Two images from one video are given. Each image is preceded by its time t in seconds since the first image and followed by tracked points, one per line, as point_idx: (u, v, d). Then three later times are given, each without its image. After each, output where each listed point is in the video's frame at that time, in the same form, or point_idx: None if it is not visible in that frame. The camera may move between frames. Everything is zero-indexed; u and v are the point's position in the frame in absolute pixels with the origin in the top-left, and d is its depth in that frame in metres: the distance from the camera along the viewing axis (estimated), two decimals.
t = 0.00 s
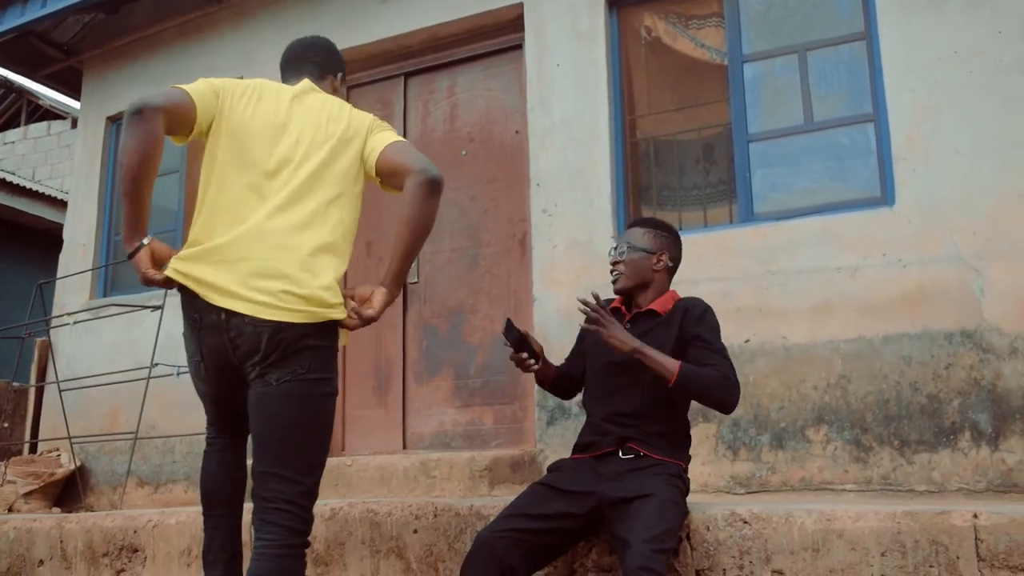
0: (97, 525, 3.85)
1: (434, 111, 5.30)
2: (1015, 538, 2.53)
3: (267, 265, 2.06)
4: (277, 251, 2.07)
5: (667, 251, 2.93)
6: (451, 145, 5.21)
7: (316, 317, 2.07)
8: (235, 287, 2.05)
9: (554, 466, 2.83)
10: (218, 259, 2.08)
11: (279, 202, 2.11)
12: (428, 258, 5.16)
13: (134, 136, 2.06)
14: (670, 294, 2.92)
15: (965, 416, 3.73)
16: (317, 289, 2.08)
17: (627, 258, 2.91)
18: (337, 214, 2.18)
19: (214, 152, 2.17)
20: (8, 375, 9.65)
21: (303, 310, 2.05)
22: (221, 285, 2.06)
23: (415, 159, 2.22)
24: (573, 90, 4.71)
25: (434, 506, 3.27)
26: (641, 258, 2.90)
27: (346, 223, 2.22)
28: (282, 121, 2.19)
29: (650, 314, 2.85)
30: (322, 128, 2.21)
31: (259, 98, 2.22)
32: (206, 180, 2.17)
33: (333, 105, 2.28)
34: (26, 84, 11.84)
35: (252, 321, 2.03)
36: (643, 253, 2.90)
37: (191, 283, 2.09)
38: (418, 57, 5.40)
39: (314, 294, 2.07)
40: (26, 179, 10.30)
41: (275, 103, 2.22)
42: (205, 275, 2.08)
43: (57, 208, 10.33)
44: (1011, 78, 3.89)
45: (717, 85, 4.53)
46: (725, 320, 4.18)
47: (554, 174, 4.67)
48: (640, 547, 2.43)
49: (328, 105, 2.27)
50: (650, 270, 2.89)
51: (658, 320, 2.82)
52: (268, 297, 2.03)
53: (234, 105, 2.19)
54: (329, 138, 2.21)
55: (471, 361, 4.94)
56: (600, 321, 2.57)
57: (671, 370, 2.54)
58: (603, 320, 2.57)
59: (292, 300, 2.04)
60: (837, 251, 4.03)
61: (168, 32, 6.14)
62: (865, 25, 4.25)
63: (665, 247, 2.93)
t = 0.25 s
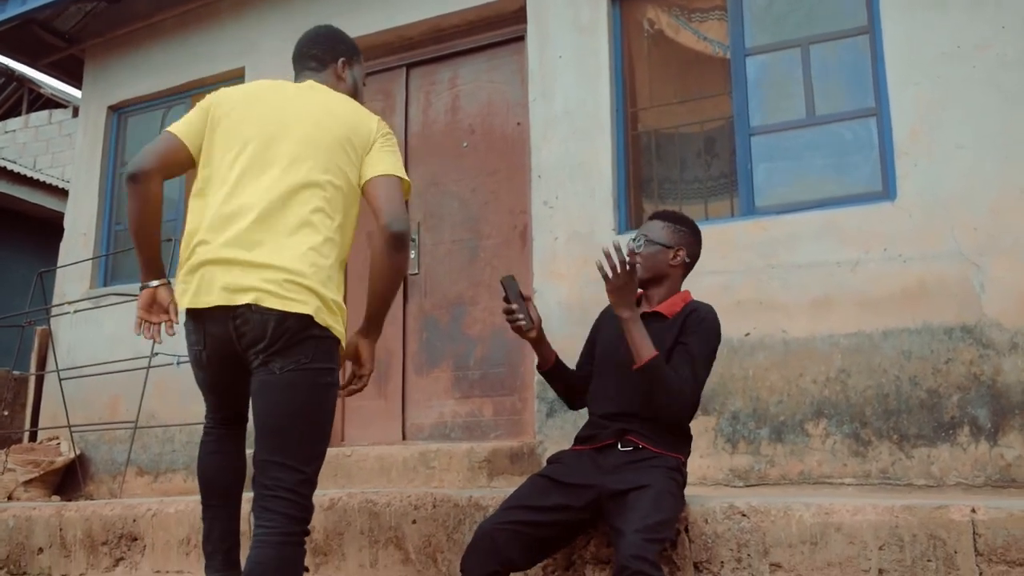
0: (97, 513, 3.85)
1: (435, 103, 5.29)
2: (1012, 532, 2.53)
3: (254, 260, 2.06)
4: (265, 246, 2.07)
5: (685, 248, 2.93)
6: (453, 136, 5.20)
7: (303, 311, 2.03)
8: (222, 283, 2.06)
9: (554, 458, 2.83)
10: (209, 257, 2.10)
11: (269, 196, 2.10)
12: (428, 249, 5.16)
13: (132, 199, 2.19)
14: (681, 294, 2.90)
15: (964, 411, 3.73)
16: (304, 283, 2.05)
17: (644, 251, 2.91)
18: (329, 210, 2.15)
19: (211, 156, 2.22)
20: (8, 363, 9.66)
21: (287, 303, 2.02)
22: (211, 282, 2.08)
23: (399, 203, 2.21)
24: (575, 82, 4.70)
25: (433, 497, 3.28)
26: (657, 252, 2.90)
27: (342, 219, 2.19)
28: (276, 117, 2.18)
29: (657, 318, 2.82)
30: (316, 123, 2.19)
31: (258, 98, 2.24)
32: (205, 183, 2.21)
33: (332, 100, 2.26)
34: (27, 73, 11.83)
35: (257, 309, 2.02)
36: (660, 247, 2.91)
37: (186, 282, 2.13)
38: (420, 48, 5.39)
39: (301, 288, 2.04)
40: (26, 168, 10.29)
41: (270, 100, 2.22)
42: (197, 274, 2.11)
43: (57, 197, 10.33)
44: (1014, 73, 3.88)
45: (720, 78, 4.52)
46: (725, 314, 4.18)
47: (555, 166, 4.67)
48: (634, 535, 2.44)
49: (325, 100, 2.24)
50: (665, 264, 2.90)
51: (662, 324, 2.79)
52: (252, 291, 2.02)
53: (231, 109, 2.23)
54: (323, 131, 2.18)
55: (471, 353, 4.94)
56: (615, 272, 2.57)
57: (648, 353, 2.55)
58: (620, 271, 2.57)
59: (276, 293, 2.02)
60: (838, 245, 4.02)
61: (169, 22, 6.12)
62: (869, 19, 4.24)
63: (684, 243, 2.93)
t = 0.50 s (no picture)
0: (97, 507, 3.86)
1: (437, 98, 5.28)
2: (1012, 532, 2.53)
3: (253, 251, 2.06)
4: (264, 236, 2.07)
5: (679, 255, 2.91)
6: (454, 131, 5.19)
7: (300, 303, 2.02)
8: (221, 273, 2.06)
9: (554, 454, 2.82)
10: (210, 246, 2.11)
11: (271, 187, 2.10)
12: (429, 245, 5.15)
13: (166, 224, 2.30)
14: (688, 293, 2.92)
15: (964, 409, 3.73)
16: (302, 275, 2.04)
17: (638, 265, 2.91)
18: (331, 202, 2.14)
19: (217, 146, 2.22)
20: (8, 356, 9.67)
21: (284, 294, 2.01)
22: (210, 271, 2.08)
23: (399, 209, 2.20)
24: (577, 78, 4.69)
25: (433, 493, 3.28)
26: (652, 266, 2.90)
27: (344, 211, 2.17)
28: (281, 108, 2.18)
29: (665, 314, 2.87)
30: (321, 115, 2.17)
31: (265, 87, 2.23)
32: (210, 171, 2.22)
33: (339, 91, 2.24)
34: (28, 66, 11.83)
35: (258, 300, 2.02)
36: (654, 261, 2.89)
37: (188, 271, 2.14)
38: (422, 43, 5.37)
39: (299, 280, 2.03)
40: (27, 161, 10.28)
41: (277, 91, 2.21)
42: (198, 262, 2.11)
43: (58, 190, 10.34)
44: (1017, 71, 3.87)
45: (722, 74, 4.51)
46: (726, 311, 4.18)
47: (557, 162, 4.66)
48: (634, 533, 2.44)
49: (332, 91, 2.23)
50: (661, 277, 2.90)
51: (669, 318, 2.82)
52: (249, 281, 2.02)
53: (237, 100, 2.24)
54: (327, 123, 2.17)
55: (471, 348, 4.94)
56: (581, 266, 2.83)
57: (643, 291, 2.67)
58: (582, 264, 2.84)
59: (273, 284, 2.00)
60: (840, 242, 4.02)
61: (171, 15, 6.11)
62: (872, 15, 4.22)
63: (678, 252, 2.91)
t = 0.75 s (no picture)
0: (91, 514, 3.85)
1: (434, 105, 5.29)
2: (1008, 542, 2.54)
3: (250, 264, 2.06)
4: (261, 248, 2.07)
5: (682, 263, 2.91)
6: (451, 138, 5.19)
7: (298, 315, 2.02)
8: (219, 286, 2.07)
9: (549, 462, 2.82)
10: (207, 260, 2.11)
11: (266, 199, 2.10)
12: (426, 251, 5.15)
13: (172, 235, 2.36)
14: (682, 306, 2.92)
15: (960, 418, 3.73)
16: (298, 287, 2.03)
17: (643, 272, 2.86)
18: (327, 210, 2.13)
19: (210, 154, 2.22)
20: (3, 361, 9.65)
21: (281, 306, 2.00)
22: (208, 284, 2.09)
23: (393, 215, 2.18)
24: (575, 85, 4.70)
25: (428, 501, 3.27)
26: (656, 273, 2.86)
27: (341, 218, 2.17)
28: (274, 116, 2.17)
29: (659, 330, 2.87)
30: (315, 121, 2.16)
31: (258, 94, 2.22)
32: (205, 181, 2.22)
33: (333, 95, 2.23)
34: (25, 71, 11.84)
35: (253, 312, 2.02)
36: (659, 266, 2.87)
37: (187, 283, 2.15)
38: (419, 50, 5.38)
39: (295, 291, 2.03)
40: (23, 166, 10.28)
41: (269, 98, 2.20)
42: (196, 275, 2.12)
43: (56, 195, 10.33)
44: (1014, 80, 3.88)
45: (719, 82, 4.52)
46: (723, 319, 4.18)
47: (554, 169, 4.66)
48: (630, 543, 2.43)
49: (325, 96, 2.21)
50: (665, 284, 2.87)
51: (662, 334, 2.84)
52: (246, 295, 2.02)
53: (230, 108, 2.23)
54: (321, 130, 2.16)
55: (468, 356, 4.93)
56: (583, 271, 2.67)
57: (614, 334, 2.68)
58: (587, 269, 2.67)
59: (269, 297, 2.00)
60: (836, 250, 4.02)
61: (169, 21, 6.12)
62: (869, 24, 4.23)
63: (681, 260, 2.91)
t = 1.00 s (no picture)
0: (82, 537, 3.82)
1: (429, 127, 5.31)
2: (1002, 565, 2.54)
3: (243, 288, 2.06)
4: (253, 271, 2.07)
5: (672, 278, 2.94)
6: (446, 161, 5.21)
7: (290, 338, 2.01)
8: (212, 310, 2.07)
9: (542, 485, 2.82)
10: (201, 284, 2.12)
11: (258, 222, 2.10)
12: (420, 273, 5.16)
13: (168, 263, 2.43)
14: (662, 319, 2.87)
15: (954, 442, 3.73)
16: (290, 310, 2.03)
17: (632, 275, 2.90)
18: (319, 231, 2.13)
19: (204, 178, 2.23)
20: None
21: (273, 330, 2.00)
22: (202, 309, 2.09)
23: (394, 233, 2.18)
24: (569, 108, 4.73)
25: (421, 524, 3.26)
26: (646, 278, 2.89)
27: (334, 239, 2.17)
28: (267, 139, 2.18)
29: (642, 350, 2.79)
30: (306, 143, 2.16)
31: (249, 116, 2.23)
32: (199, 205, 2.23)
33: (325, 115, 2.23)
34: (20, 92, 11.88)
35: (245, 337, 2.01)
36: (650, 273, 2.90)
37: (182, 308, 2.15)
38: (414, 72, 5.41)
39: (287, 314, 2.02)
40: (18, 187, 10.29)
41: (261, 120, 2.21)
42: (190, 300, 2.13)
43: (50, 216, 10.32)
44: (1003, 105, 3.91)
45: (712, 106, 4.55)
46: (717, 342, 4.18)
47: (548, 192, 4.68)
48: (624, 565, 2.42)
49: (316, 116, 2.21)
50: (652, 292, 2.88)
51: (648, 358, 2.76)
52: (237, 319, 2.02)
53: (223, 131, 2.24)
54: (313, 152, 2.16)
55: (462, 378, 4.92)
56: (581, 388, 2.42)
57: (660, 438, 2.50)
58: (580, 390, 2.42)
59: (260, 321, 2.00)
60: (828, 274, 4.03)
61: (164, 43, 6.15)
62: (860, 49, 4.28)
63: (671, 272, 2.93)
